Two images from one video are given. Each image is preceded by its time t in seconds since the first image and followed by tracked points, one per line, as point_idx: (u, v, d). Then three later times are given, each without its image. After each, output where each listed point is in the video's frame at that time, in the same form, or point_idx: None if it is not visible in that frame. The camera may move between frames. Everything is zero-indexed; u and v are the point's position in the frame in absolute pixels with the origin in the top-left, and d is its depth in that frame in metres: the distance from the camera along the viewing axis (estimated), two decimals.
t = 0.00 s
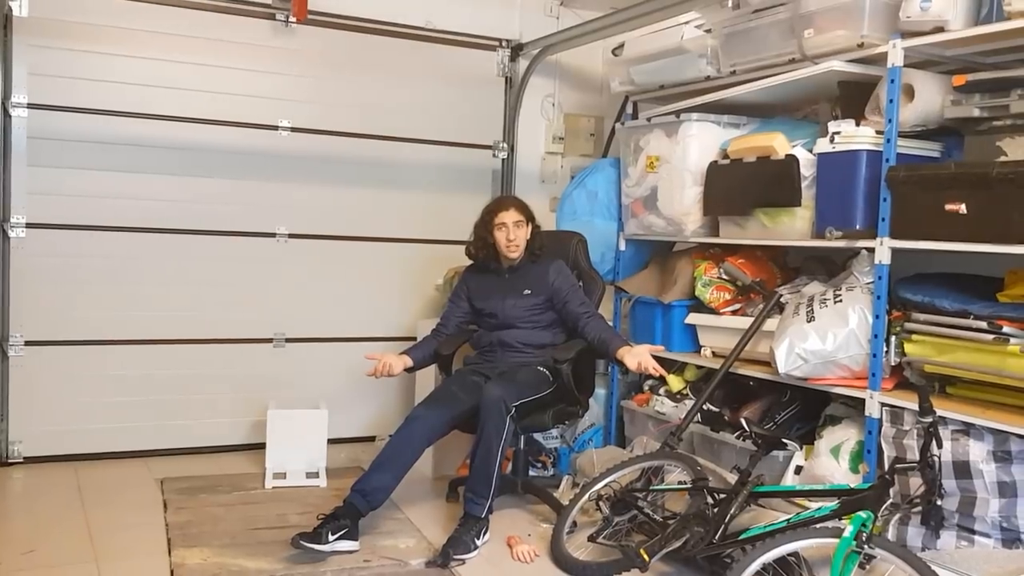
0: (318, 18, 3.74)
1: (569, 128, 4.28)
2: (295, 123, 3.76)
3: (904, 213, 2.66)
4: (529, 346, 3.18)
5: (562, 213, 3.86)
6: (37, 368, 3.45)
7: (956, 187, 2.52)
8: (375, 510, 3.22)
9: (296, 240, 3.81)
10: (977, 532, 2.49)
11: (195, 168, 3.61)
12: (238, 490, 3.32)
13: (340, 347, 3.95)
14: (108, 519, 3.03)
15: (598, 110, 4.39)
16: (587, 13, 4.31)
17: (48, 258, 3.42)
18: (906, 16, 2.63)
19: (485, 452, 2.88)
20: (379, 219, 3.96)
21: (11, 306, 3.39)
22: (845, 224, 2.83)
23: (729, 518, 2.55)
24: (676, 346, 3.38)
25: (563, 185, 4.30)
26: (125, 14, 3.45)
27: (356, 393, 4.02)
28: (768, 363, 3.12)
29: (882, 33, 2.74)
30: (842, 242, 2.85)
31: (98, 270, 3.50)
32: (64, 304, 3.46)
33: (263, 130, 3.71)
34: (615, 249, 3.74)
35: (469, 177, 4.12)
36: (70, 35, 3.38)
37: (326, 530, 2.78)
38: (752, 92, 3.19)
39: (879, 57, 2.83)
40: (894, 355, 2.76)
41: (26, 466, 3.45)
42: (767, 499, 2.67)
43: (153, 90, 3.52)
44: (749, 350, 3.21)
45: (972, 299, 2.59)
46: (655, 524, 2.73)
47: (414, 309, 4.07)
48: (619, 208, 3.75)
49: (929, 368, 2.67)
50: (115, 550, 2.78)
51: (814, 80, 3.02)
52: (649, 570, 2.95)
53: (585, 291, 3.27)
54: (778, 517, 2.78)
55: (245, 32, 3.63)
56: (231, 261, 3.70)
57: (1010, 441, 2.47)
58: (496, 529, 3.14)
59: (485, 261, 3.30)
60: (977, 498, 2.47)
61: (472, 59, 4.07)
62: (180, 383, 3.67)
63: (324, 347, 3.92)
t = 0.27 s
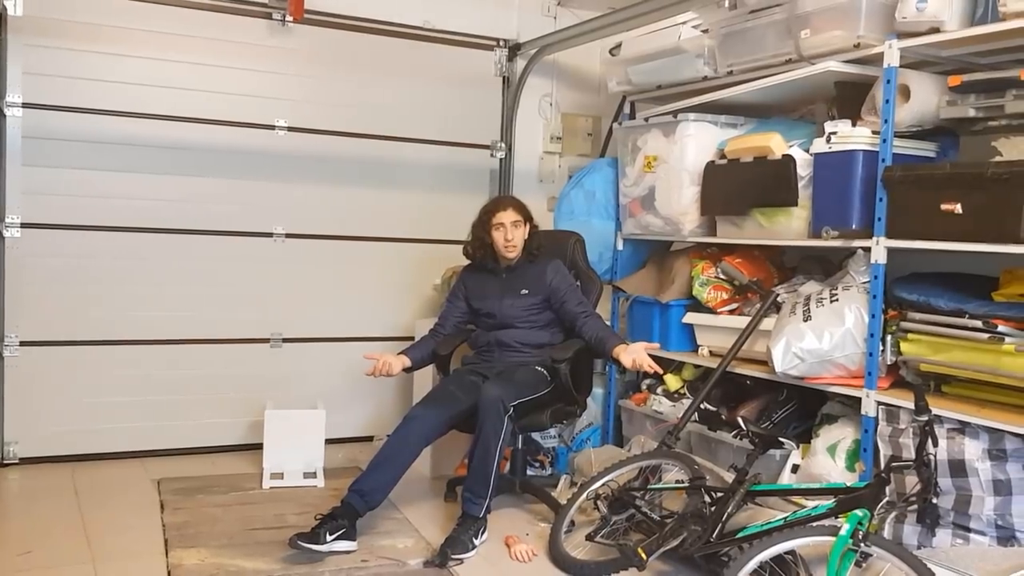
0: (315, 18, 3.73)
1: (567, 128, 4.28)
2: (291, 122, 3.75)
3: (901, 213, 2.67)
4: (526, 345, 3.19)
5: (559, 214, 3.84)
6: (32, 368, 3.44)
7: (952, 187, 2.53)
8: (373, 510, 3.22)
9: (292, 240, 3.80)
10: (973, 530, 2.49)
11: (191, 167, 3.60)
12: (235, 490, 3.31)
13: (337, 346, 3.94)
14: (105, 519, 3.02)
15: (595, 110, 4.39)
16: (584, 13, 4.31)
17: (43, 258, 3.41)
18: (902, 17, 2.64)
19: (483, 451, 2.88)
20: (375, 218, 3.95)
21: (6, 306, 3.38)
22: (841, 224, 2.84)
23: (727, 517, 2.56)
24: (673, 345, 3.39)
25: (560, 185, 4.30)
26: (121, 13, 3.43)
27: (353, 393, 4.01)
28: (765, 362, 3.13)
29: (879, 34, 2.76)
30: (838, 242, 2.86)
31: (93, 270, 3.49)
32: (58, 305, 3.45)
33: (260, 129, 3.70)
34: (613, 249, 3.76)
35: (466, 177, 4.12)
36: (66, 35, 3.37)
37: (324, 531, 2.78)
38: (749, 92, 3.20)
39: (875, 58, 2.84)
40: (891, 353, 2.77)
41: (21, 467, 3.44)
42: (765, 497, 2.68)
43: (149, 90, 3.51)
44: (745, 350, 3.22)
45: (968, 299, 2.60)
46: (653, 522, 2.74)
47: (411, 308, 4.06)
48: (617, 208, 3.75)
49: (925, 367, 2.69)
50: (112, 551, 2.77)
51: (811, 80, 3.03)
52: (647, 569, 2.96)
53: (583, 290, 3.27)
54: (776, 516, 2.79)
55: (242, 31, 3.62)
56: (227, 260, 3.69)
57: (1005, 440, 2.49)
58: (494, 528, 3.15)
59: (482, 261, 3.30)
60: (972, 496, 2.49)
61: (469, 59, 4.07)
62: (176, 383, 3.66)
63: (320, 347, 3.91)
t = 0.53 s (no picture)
0: (316, 21, 3.74)
1: (567, 130, 4.29)
2: (292, 124, 3.76)
3: (900, 215, 2.68)
4: (526, 347, 3.19)
5: (560, 215, 3.86)
6: (32, 370, 3.44)
7: (951, 189, 2.54)
8: (373, 512, 3.21)
9: (292, 242, 3.80)
10: (974, 532, 2.49)
11: (191, 169, 3.60)
12: (235, 493, 3.31)
13: (337, 349, 3.94)
14: (105, 521, 3.02)
15: (595, 112, 4.39)
16: (584, 16, 4.32)
17: (43, 260, 3.41)
18: (902, 20, 2.65)
19: (483, 453, 2.88)
20: (376, 221, 3.96)
21: (6, 308, 3.38)
22: (841, 226, 2.84)
23: (728, 519, 2.56)
24: (673, 347, 3.38)
25: (560, 187, 4.31)
26: (122, 15, 3.44)
27: (353, 396, 4.01)
28: (765, 364, 3.13)
29: (879, 37, 2.76)
30: (838, 244, 2.86)
31: (94, 272, 3.49)
32: (59, 306, 3.45)
33: (260, 131, 3.70)
34: (612, 251, 3.77)
35: (466, 179, 4.13)
36: (67, 36, 3.37)
37: (324, 533, 2.77)
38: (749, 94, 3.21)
39: (875, 60, 2.85)
40: (891, 356, 2.77)
41: (20, 469, 3.43)
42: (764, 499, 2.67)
43: (150, 92, 3.51)
44: (746, 352, 3.22)
45: (968, 301, 2.60)
46: (654, 525, 2.75)
47: (411, 310, 4.06)
48: (617, 210, 3.76)
49: (925, 370, 2.69)
50: (112, 553, 2.77)
51: (811, 83, 3.03)
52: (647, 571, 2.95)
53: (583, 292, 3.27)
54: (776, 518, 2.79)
55: (242, 33, 3.63)
56: (227, 263, 3.70)
57: (1005, 442, 2.49)
58: (495, 530, 3.14)
59: (483, 263, 3.30)
60: (972, 498, 2.48)
61: (470, 61, 4.07)
62: (176, 385, 3.66)
63: (320, 349, 3.91)
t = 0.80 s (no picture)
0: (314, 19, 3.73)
1: (565, 129, 4.28)
2: (290, 123, 3.76)
3: (898, 215, 2.67)
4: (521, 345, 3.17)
5: (557, 214, 3.84)
6: (30, 368, 3.44)
7: (949, 189, 2.53)
8: (370, 511, 3.22)
9: (291, 240, 3.80)
10: (971, 532, 2.49)
11: (189, 167, 3.61)
12: (233, 491, 3.31)
13: (335, 347, 3.94)
14: (103, 519, 3.02)
15: (594, 111, 4.39)
16: (583, 15, 4.32)
17: (42, 258, 3.41)
18: (901, 18, 2.64)
19: (481, 452, 2.89)
20: (374, 219, 3.96)
21: (5, 305, 3.38)
22: (839, 226, 2.83)
23: (725, 519, 2.57)
24: (671, 346, 3.37)
25: (558, 186, 4.30)
26: (120, 13, 3.44)
27: (351, 394, 4.01)
28: (762, 364, 3.13)
29: (878, 35, 2.76)
30: (836, 244, 2.85)
31: (92, 270, 3.49)
32: (57, 304, 3.45)
33: (259, 130, 3.70)
34: (611, 250, 3.76)
35: (464, 178, 4.13)
36: (65, 34, 3.37)
37: (322, 531, 2.78)
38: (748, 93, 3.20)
39: (874, 60, 2.84)
40: (888, 356, 2.77)
41: (19, 466, 3.44)
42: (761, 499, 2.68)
43: (148, 90, 3.51)
44: (743, 351, 3.22)
45: (966, 301, 2.60)
46: (650, 524, 2.75)
47: (409, 309, 4.07)
48: (615, 209, 3.75)
49: (923, 370, 2.68)
50: (110, 551, 2.77)
51: (810, 82, 3.02)
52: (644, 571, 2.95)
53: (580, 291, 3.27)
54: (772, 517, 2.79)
55: (240, 31, 3.63)
56: (225, 261, 3.70)
57: (1003, 442, 2.49)
58: (492, 529, 3.15)
59: (481, 261, 3.30)
60: (970, 498, 2.48)
61: (468, 60, 4.07)
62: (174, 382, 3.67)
63: (319, 347, 3.91)
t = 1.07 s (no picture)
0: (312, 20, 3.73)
1: (562, 132, 4.29)
2: (288, 123, 3.76)
3: (895, 218, 2.68)
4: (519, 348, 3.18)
5: (554, 216, 3.84)
6: (25, 368, 3.43)
7: (945, 193, 2.54)
8: (366, 512, 3.21)
9: (287, 241, 3.80)
10: (966, 535, 2.51)
11: (186, 168, 3.60)
12: (228, 492, 3.31)
13: (331, 348, 3.94)
14: (97, 520, 3.01)
15: (592, 114, 4.39)
16: (580, 17, 4.32)
17: (38, 257, 3.41)
18: (898, 22, 2.65)
19: (476, 453, 2.89)
20: (371, 221, 3.96)
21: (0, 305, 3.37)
22: (836, 229, 2.84)
23: (721, 521, 2.56)
24: (668, 348, 3.37)
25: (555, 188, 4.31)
26: (118, 14, 3.44)
27: (347, 395, 4.01)
28: (758, 367, 3.14)
29: (874, 39, 2.76)
30: (833, 247, 2.85)
31: (88, 270, 3.49)
32: (53, 304, 3.45)
33: (256, 130, 3.70)
34: (608, 253, 3.76)
35: (461, 180, 4.13)
36: (62, 34, 3.37)
37: (318, 531, 2.77)
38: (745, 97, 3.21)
39: (870, 63, 2.85)
40: (884, 359, 2.78)
41: (13, 467, 3.43)
42: (757, 502, 2.68)
43: (146, 90, 3.51)
44: (739, 354, 3.22)
45: (962, 304, 2.61)
46: (647, 527, 2.75)
47: (405, 310, 4.07)
48: (612, 211, 3.75)
49: (918, 373, 2.68)
50: (105, 552, 2.77)
51: (807, 85, 3.03)
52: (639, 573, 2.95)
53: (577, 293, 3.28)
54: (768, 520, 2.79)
55: (238, 32, 3.63)
56: (222, 262, 3.69)
57: (997, 445, 2.50)
58: (488, 531, 3.15)
59: (479, 263, 3.29)
60: (965, 501, 2.48)
61: (466, 61, 4.07)
62: (170, 383, 3.66)
63: (315, 349, 3.91)
